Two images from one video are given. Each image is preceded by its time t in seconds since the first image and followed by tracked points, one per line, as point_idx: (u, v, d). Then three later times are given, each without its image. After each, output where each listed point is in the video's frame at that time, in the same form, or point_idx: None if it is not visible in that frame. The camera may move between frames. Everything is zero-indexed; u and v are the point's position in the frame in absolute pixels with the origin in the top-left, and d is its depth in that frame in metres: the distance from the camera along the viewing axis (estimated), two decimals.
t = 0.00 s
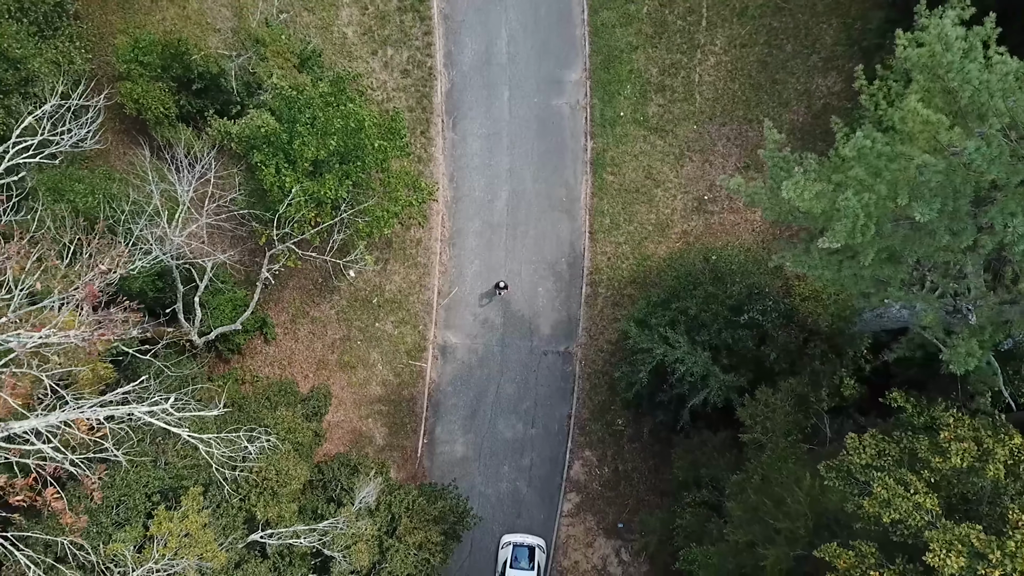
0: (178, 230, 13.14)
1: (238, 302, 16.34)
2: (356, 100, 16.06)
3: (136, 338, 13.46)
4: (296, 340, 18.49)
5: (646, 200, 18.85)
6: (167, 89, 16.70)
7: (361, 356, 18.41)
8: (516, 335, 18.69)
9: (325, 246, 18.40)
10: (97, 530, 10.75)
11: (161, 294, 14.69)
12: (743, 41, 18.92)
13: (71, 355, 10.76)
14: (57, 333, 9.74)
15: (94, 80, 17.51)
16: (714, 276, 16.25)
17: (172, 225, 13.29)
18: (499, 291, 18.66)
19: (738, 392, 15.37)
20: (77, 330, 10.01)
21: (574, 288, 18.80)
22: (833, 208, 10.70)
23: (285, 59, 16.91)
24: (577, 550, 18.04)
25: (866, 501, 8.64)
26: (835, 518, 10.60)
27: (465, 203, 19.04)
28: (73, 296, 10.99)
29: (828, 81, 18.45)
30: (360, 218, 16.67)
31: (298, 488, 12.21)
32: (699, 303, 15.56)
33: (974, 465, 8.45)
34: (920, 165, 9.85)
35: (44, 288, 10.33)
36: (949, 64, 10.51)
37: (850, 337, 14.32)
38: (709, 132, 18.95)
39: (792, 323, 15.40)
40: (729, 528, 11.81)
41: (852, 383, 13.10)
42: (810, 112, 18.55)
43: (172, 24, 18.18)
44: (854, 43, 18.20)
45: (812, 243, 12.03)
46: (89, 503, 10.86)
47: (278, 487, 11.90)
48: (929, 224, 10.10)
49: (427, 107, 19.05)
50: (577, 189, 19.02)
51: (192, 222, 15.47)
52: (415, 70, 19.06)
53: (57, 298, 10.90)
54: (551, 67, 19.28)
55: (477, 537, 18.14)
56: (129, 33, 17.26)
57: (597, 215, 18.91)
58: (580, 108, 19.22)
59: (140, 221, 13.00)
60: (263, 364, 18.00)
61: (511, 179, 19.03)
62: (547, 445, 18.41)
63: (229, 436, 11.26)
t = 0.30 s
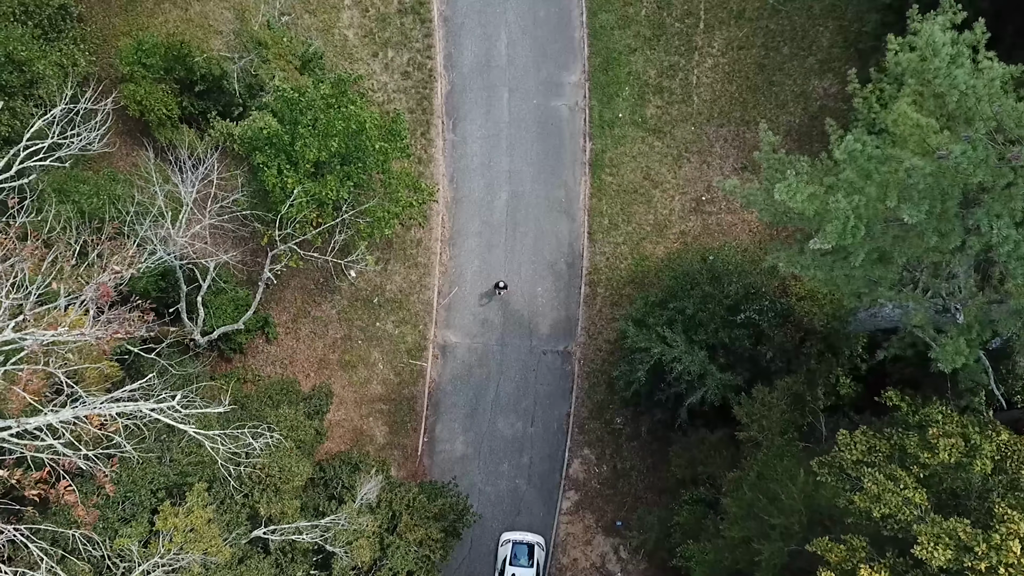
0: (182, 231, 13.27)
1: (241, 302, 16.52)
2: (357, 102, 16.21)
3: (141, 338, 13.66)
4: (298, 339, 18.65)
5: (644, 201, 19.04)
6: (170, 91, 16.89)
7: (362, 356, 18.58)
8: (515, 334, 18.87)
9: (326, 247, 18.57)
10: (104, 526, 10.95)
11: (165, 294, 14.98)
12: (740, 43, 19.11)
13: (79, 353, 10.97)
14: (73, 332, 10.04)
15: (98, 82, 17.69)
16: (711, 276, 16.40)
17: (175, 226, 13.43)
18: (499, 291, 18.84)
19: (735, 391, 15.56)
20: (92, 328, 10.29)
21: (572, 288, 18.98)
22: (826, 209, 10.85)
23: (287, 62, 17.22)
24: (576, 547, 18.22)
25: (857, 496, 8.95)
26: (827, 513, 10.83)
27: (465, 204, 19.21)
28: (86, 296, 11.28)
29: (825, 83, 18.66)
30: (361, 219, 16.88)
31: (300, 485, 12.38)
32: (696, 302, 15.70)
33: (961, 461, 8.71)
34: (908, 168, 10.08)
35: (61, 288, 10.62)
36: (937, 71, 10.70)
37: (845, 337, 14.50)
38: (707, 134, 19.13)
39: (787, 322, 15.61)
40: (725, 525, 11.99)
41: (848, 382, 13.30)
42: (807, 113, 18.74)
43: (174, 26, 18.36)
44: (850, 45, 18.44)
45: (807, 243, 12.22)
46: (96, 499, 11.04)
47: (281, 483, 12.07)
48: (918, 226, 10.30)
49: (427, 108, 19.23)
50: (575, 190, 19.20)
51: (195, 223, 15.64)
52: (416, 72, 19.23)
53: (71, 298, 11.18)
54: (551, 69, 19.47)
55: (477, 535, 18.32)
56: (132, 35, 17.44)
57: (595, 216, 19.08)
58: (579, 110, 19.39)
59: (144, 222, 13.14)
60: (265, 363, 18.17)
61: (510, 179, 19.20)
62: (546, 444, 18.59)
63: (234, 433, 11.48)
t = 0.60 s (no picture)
0: (184, 231, 13.40)
1: (242, 301, 16.61)
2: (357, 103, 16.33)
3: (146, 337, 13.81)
4: (298, 338, 18.74)
5: (643, 200, 19.13)
6: (171, 92, 16.99)
7: (362, 355, 18.68)
8: (515, 334, 18.97)
9: (327, 247, 18.67)
10: (107, 523, 11.05)
11: (167, 293, 15.08)
12: (739, 44, 19.21)
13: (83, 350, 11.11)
14: (80, 329, 10.18)
15: (100, 83, 17.80)
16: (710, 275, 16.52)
17: (178, 226, 13.56)
18: (499, 290, 18.94)
19: (733, 390, 15.65)
20: (101, 326, 10.50)
21: (572, 288, 19.07)
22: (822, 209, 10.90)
23: (287, 62, 17.29)
24: (575, 546, 18.32)
25: (853, 493, 9.05)
26: (824, 510, 10.92)
27: (465, 204, 19.30)
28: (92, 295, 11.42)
29: (823, 84, 18.78)
30: (362, 219, 16.96)
31: (301, 483, 12.46)
32: (694, 302, 15.78)
33: (955, 458, 8.81)
34: (901, 169, 10.20)
35: (67, 287, 10.75)
36: (930, 73, 10.91)
37: (843, 336, 14.60)
38: (706, 134, 19.22)
39: (785, 322, 15.71)
40: (724, 523, 12.08)
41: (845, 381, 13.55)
42: (805, 114, 18.84)
43: (176, 27, 18.48)
44: (848, 46, 18.58)
45: (804, 243, 12.32)
46: (100, 497, 11.15)
47: (282, 481, 12.17)
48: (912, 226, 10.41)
49: (427, 109, 19.32)
50: (575, 190, 19.29)
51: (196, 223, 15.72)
52: (416, 72, 19.32)
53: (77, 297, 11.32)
54: (550, 69, 19.56)
55: (477, 533, 18.41)
56: (134, 36, 17.60)
57: (595, 216, 19.18)
58: (578, 110, 19.49)
59: (146, 222, 13.26)
60: (266, 363, 18.27)
61: (510, 180, 19.30)
62: (546, 442, 18.69)
63: (236, 431, 11.59)
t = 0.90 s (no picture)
0: (185, 230, 13.45)
1: (242, 301, 16.64)
2: (358, 102, 16.36)
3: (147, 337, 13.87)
4: (298, 338, 18.76)
5: (643, 200, 19.16)
6: (171, 92, 17.03)
7: (362, 354, 18.70)
8: (515, 333, 18.99)
9: (327, 247, 18.69)
10: (108, 520, 11.09)
11: (167, 292, 15.12)
12: (738, 44, 19.25)
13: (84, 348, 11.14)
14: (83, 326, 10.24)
15: (100, 83, 17.84)
16: (709, 275, 16.57)
17: (178, 225, 13.60)
18: (498, 290, 18.97)
19: (732, 389, 15.68)
20: (104, 323, 10.57)
21: (571, 287, 19.10)
22: (821, 208, 10.96)
23: (287, 62, 17.34)
24: (575, 545, 18.35)
25: (852, 491, 9.08)
26: (823, 509, 10.94)
27: (464, 203, 19.33)
28: (94, 293, 11.45)
29: (822, 83, 18.82)
30: (362, 219, 16.97)
31: (301, 481, 12.49)
32: (694, 301, 15.82)
33: (953, 456, 8.85)
34: (899, 169, 10.24)
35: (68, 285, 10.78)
36: (927, 72, 10.84)
37: (842, 335, 14.65)
38: (705, 134, 19.25)
39: (784, 321, 15.73)
40: (723, 521, 12.11)
41: (845, 380, 13.74)
42: (804, 113, 18.88)
43: (177, 27, 18.51)
44: (847, 46, 18.63)
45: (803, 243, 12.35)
46: (101, 495, 11.18)
47: (282, 480, 12.19)
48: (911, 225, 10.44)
49: (427, 109, 19.35)
50: (574, 189, 19.32)
51: (196, 222, 15.75)
52: (416, 72, 19.35)
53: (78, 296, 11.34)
54: (550, 69, 19.59)
55: (477, 532, 18.45)
56: (135, 36, 17.64)
57: (595, 216, 19.21)
58: (578, 110, 19.52)
59: (147, 222, 13.31)
60: (266, 362, 18.29)
61: (510, 179, 19.33)
62: (546, 442, 18.72)
63: (237, 429, 11.62)
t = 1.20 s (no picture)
0: (185, 230, 13.46)
1: (242, 300, 16.65)
2: (357, 102, 16.39)
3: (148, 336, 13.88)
4: (298, 337, 18.77)
5: (642, 200, 19.17)
6: (172, 92, 17.04)
7: (362, 354, 18.72)
8: (515, 333, 19.00)
9: (327, 246, 18.68)
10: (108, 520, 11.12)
11: (167, 292, 15.13)
12: (738, 43, 19.27)
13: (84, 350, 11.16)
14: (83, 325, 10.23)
15: (100, 82, 17.87)
16: (709, 275, 16.59)
17: (178, 225, 13.61)
18: (498, 289, 18.99)
19: (732, 388, 15.69)
20: (103, 322, 10.55)
21: (571, 287, 19.12)
22: (820, 207, 10.95)
23: (287, 62, 17.34)
24: (575, 544, 18.38)
25: (850, 490, 9.11)
26: (822, 508, 10.95)
27: (464, 203, 19.35)
28: (94, 292, 11.47)
29: (821, 84, 18.85)
30: (362, 218, 16.97)
31: (301, 480, 12.51)
32: (694, 301, 15.84)
33: (951, 455, 8.88)
34: (898, 168, 10.26)
35: (68, 284, 10.78)
36: (926, 72, 10.56)
37: (842, 335, 14.87)
38: (704, 133, 19.27)
39: (783, 321, 15.74)
40: (723, 521, 12.13)
41: (845, 379, 13.97)
42: (803, 113, 18.90)
43: (177, 27, 18.53)
44: (847, 46, 18.68)
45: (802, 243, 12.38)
46: (101, 495, 11.21)
47: (282, 479, 12.21)
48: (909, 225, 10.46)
49: (427, 109, 19.35)
50: (574, 189, 19.34)
51: (197, 222, 15.76)
52: (416, 72, 19.36)
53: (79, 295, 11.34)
54: (550, 69, 19.61)
55: (477, 532, 18.47)
56: (134, 36, 17.68)
57: (594, 215, 19.22)
58: (578, 110, 19.54)
59: (147, 221, 13.31)
60: (266, 362, 18.30)
61: (510, 179, 19.34)
62: (546, 441, 18.74)
63: (237, 428, 11.63)
